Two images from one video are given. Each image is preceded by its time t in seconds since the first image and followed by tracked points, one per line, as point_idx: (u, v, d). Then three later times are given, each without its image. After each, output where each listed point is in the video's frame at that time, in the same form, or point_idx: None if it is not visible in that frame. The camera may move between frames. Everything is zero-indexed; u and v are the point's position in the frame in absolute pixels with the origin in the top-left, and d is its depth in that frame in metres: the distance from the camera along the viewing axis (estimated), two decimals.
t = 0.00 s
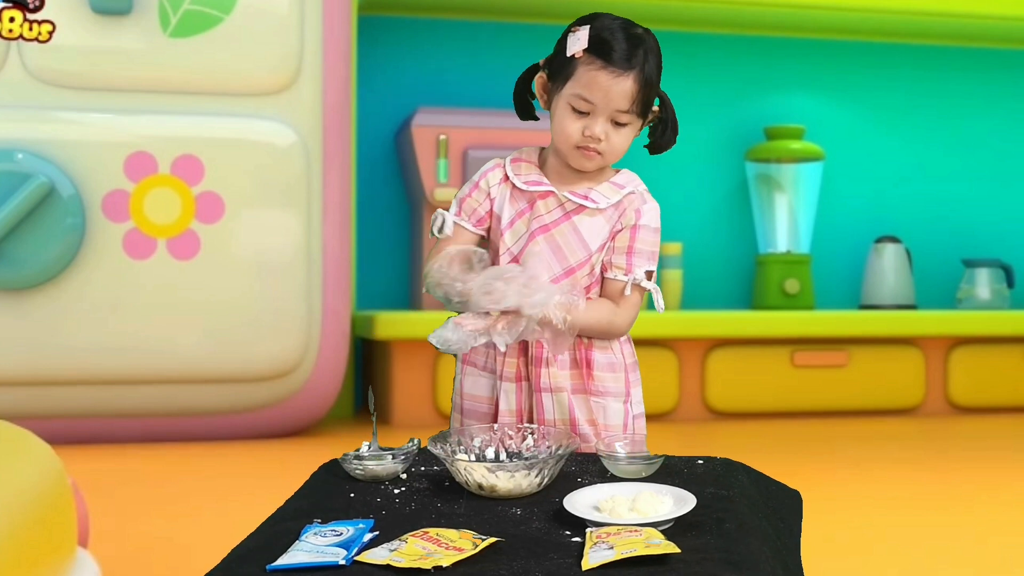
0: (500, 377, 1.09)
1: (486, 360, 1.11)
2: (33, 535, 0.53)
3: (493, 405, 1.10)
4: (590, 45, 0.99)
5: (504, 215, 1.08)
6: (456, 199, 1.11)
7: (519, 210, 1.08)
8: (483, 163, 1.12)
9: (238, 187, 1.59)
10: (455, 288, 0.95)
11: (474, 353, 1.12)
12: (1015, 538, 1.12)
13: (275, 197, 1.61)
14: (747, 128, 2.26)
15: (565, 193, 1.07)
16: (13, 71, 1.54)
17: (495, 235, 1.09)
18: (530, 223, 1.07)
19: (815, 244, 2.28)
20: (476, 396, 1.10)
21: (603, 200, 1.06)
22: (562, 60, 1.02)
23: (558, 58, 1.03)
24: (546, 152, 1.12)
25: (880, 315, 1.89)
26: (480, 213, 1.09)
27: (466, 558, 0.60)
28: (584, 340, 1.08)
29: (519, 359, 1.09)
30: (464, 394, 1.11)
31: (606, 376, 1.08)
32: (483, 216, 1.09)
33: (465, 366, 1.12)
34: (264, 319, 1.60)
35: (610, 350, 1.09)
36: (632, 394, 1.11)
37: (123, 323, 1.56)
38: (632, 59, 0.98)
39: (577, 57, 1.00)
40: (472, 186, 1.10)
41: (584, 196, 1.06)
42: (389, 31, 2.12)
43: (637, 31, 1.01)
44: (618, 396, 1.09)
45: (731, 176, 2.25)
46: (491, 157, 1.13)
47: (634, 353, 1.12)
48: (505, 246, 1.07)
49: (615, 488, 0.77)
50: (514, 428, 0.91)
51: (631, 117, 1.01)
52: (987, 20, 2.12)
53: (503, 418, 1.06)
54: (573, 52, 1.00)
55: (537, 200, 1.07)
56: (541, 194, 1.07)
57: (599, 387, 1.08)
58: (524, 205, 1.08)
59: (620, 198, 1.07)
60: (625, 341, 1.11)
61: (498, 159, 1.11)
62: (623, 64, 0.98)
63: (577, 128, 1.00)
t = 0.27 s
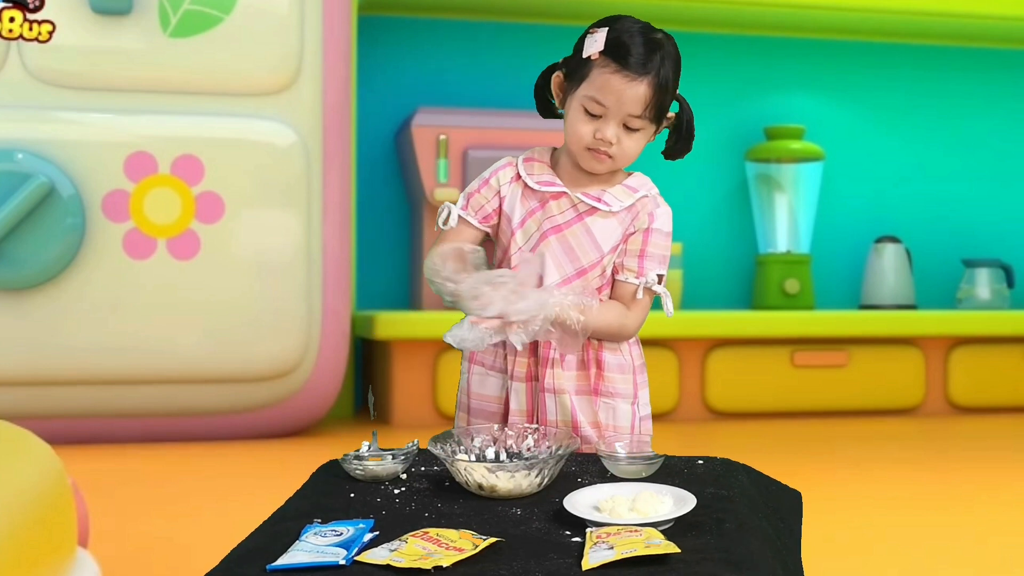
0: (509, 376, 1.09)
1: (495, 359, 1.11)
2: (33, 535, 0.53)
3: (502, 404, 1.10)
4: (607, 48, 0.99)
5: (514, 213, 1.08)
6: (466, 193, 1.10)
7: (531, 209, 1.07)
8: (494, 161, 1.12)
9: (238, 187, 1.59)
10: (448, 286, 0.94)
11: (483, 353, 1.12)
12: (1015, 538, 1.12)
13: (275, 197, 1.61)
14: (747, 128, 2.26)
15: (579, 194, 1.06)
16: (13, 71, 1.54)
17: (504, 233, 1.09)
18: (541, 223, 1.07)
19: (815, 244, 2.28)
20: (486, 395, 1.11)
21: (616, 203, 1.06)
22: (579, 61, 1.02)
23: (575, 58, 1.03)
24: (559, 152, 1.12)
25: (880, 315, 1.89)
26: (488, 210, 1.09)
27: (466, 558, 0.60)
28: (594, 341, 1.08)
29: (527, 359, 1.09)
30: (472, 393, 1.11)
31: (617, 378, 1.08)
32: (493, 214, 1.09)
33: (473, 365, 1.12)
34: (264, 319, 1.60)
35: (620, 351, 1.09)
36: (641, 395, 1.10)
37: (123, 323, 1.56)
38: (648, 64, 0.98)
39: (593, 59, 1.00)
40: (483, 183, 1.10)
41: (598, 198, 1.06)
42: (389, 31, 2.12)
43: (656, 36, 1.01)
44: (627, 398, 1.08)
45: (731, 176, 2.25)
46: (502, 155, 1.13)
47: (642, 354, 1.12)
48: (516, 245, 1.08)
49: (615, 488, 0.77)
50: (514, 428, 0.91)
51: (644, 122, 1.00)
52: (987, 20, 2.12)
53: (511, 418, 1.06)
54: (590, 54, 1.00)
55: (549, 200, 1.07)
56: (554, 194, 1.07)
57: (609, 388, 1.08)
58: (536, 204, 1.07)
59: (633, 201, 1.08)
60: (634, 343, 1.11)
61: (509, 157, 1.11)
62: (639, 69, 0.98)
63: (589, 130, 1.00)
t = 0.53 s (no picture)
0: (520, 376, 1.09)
1: (505, 359, 1.11)
2: (33, 535, 0.53)
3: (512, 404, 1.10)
4: (610, 48, 0.99)
5: (527, 213, 1.08)
6: (476, 190, 1.10)
7: (542, 208, 1.07)
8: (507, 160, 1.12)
9: (238, 187, 1.59)
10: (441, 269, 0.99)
11: (492, 352, 1.11)
12: (1015, 538, 1.12)
13: (275, 197, 1.61)
14: (747, 128, 2.26)
15: (591, 195, 1.07)
16: (13, 71, 1.54)
17: (516, 231, 1.09)
18: (553, 223, 1.07)
19: (815, 244, 2.28)
20: (495, 395, 1.11)
21: (628, 204, 1.06)
22: (583, 62, 1.02)
23: (580, 59, 1.03)
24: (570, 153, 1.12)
25: (880, 315, 1.89)
26: (498, 208, 1.09)
27: (466, 558, 0.60)
28: (605, 343, 1.08)
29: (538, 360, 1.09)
30: (481, 392, 1.11)
31: (628, 380, 1.08)
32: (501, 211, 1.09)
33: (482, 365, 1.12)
34: (264, 319, 1.60)
35: (631, 353, 1.09)
36: (650, 397, 1.10)
37: (123, 323, 1.56)
38: (652, 63, 0.98)
39: (596, 60, 1.00)
40: (494, 181, 1.10)
41: (610, 199, 1.06)
42: (389, 31, 2.12)
43: (661, 35, 1.01)
44: (638, 400, 1.08)
45: (731, 176, 2.25)
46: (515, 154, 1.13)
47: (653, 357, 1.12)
48: (529, 245, 1.08)
49: (615, 488, 0.77)
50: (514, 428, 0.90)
51: (649, 121, 1.00)
52: (987, 20, 2.12)
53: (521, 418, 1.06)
54: (593, 54, 1.00)
55: (563, 201, 1.07)
56: (567, 195, 1.07)
57: (621, 390, 1.08)
58: (548, 203, 1.07)
59: (645, 203, 1.07)
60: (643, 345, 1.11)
61: (522, 157, 1.11)
62: (642, 68, 0.98)
63: (594, 131, 1.01)
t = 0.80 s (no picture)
0: (529, 378, 1.09)
1: (513, 361, 1.11)
2: (32, 535, 0.53)
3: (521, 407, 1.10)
4: (609, 48, 0.99)
5: (536, 214, 1.08)
6: (484, 192, 1.10)
7: (551, 210, 1.08)
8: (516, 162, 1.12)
9: (237, 187, 1.59)
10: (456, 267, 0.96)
11: (500, 355, 1.11)
12: (1015, 538, 1.12)
13: (275, 197, 1.61)
14: (747, 128, 2.26)
15: (600, 195, 1.07)
16: (13, 71, 1.54)
17: (525, 233, 1.10)
18: (562, 223, 1.07)
19: (815, 244, 2.28)
20: (504, 397, 1.10)
21: (637, 204, 1.06)
22: (585, 63, 1.02)
23: (582, 61, 1.03)
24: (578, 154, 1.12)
25: (880, 315, 1.89)
26: (506, 210, 1.09)
27: (466, 558, 0.60)
28: (615, 342, 1.08)
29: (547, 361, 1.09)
30: (490, 395, 1.11)
31: (638, 380, 1.08)
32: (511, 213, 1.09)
33: (491, 367, 1.11)
34: (264, 319, 1.60)
35: (641, 353, 1.09)
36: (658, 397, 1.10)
37: (123, 323, 1.56)
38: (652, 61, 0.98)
39: (597, 61, 1.00)
40: (502, 183, 1.10)
41: (618, 199, 1.06)
42: (389, 31, 2.12)
43: (661, 32, 1.00)
44: (647, 400, 1.08)
45: (732, 176, 2.25)
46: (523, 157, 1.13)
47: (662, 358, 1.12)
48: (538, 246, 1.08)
49: (614, 488, 0.77)
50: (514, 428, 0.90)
51: (652, 119, 1.00)
52: (987, 20, 2.12)
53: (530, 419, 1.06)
54: (594, 55, 1.00)
55: (571, 202, 1.07)
56: (576, 196, 1.07)
57: (630, 390, 1.08)
58: (557, 205, 1.08)
59: (654, 203, 1.07)
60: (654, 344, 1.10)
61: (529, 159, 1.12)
62: (642, 67, 0.97)
63: (597, 131, 1.01)
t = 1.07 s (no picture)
0: (536, 380, 1.09)
1: (519, 366, 1.11)
2: (33, 535, 0.53)
3: (529, 410, 1.09)
4: (608, 44, 0.99)
5: (540, 217, 1.08)
6: (489, 203, 1.11)
7: (553, 211, 1.08)
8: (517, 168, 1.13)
9: (238, 187, 1.59)
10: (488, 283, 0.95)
11: (507, 360, 1.11)
12: (1015, 538, 1.12)
13: (275, 197, 1.61)
14: (747, 128, 2.26)
15: (601, 193, 1.07)
16: (13, 71, 1.54)
17: (528, 236, 1.10)
18: (566, 224, 1.07)
19: (815, 243, 2.28)
20: (512, 402, 1.10)
21: (638, 200, 1.06)
22: (583, 60, 1.02)
23: (580, 58, 1.03)
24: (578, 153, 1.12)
25: (880, 315, 1.89)
26: (513, 217, 1.09)
27: (465, 558, 0.60)
28: (624, 342, 1.07)
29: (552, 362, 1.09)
30: (498, 400, 1.11)
31: (645, 379, 1.07)
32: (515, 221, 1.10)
33: (498, 373, 1.12)
34: (264, 319, 1.60)
35: (648, 352, 1.08)
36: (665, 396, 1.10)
37: (123, 323, 1.56)
38: (652, 54, 0.98)
39: (596, 56, 1.00)
40: (505, 190, 1.10)
41: (620, 195, 1.06)
42: (389, 31, 2.12)
43: (658, 26, 1.00)
44: (654, 398, 1.08)
45: (732, 176, 2.25)
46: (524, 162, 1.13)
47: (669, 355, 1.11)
48: (542, 247, 1.08)
49: (614, 488, 0.77)
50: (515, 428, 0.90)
51: (654, 112, 1.00)
52: (987, 20, 2.12)
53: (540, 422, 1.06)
54: (592, 51, 1.00)
55: (573, 202, 1.07)
56: (576, 195, 1.07)
57: (636, 390, 1.07)
58: (559, 206, 1.08)
59: (655, 198, 1.07)
60: (660, 342, 1.10)
61: (530, 163, 1.12)
62: (642, 60, 0.97)
63: (600, 126, 1.01)
